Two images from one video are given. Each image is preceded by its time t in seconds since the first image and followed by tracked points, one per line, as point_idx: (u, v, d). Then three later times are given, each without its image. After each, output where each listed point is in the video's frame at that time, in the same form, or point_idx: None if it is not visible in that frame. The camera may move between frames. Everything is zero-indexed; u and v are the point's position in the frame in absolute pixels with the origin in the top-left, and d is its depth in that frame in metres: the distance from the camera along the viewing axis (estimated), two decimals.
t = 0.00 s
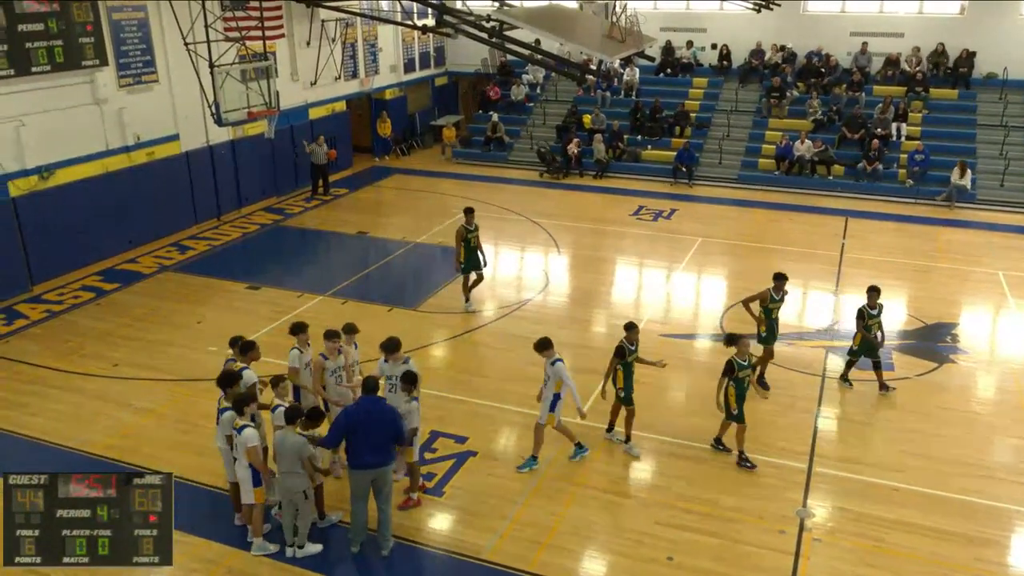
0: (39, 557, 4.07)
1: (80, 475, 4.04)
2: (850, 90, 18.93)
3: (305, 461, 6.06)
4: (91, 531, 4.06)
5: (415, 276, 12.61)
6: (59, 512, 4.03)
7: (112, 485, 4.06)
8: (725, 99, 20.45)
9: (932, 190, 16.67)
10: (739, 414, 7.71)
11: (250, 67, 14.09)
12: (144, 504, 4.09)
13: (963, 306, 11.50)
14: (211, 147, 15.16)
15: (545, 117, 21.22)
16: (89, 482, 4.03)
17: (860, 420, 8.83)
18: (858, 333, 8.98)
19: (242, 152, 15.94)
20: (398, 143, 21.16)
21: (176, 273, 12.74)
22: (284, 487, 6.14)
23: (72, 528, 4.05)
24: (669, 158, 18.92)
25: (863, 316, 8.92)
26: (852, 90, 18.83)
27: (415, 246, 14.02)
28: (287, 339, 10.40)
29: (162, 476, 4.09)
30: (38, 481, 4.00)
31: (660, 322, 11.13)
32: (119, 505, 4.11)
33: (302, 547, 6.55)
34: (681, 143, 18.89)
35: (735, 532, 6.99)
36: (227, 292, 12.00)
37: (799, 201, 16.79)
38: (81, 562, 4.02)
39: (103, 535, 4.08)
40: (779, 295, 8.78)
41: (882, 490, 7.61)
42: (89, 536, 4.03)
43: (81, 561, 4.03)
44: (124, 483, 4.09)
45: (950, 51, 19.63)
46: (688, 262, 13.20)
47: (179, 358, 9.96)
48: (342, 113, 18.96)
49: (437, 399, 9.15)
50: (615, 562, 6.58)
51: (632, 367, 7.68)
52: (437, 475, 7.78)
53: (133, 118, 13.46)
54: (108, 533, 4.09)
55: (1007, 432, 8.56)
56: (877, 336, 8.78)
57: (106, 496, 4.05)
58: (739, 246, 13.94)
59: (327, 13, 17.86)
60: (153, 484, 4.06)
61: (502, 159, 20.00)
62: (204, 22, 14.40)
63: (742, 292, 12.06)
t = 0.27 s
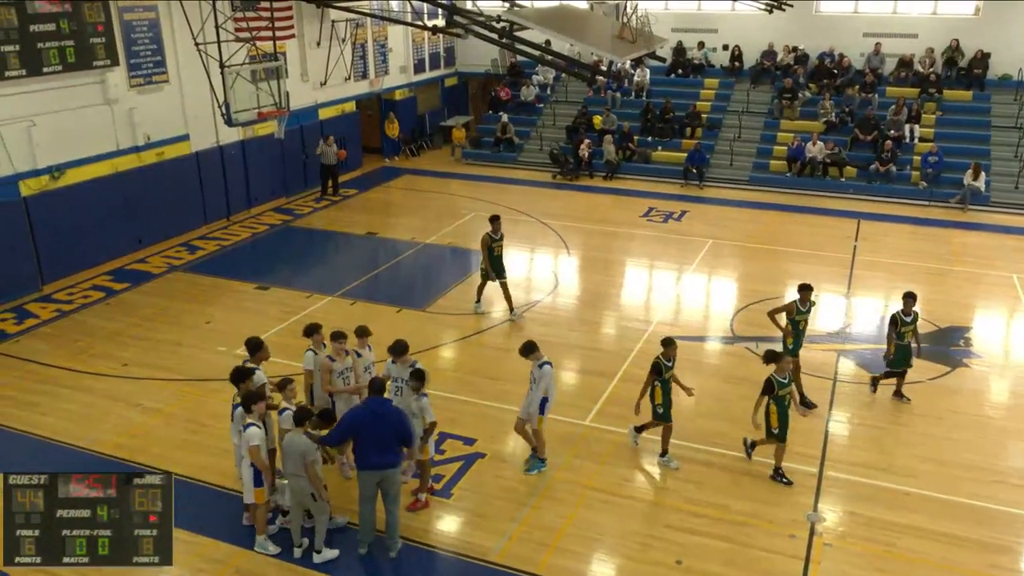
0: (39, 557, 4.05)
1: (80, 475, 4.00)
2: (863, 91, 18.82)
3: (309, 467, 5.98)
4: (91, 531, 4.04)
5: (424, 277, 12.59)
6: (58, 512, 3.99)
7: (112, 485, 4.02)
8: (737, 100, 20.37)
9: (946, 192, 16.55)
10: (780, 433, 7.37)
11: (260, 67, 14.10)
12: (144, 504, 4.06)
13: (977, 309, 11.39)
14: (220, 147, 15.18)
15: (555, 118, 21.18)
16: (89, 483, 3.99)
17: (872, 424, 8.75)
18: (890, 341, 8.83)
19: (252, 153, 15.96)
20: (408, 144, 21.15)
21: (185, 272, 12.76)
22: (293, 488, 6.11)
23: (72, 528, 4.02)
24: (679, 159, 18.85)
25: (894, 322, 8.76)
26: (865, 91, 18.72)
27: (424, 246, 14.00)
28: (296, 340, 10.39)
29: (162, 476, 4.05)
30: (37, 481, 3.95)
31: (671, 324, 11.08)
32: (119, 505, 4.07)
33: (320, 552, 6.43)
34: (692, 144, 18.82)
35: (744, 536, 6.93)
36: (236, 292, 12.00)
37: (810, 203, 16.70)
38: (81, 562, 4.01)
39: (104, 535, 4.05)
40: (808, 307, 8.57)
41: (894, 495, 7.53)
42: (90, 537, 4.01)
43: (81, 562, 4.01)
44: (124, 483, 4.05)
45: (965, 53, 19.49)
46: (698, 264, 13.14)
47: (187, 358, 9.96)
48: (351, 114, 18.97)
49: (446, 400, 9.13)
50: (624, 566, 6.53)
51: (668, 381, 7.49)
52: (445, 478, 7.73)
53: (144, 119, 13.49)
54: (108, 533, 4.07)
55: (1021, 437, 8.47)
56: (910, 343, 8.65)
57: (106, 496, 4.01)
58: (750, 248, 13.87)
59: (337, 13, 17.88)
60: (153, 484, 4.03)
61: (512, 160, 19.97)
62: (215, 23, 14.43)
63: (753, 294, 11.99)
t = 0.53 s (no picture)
0: (40, 557, 4.00)
1: (80, 474, 3.94)
2: (874, 91, 18.70)
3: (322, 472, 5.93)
4: (90, 531, 3.96)
5: (429, 277, 12.54)
6: (58, 511, 3.94)
7: (112, 484, 3.94)
8: (746, 101, 20.26)
9: (956, 194, 16.42)
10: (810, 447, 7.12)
11: (266, 67, 14.07)
12: (144, 504, 3.97)
13: (988, 312, 11.28)
14: (226, 147, 15.15)
15: (562, 118, 21.10)
16: (88, 482, 3.93)
17: (882, 428, 8.65)
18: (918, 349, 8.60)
19: (257, 152, 15.92)
20: (414, 144, 21.11)
21: (190, 272, 12.72)
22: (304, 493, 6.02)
23: (72, 528, 3.95)
24: (687, 160, 18.76)
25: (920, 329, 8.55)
26: (876, 91, 18.60)
27: (430, 247, 13.95)
28: (301, 340, 10.34)
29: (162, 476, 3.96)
30: (37, 480, 3.91)
31: (678, 325, 10.99)
32: (119, 505, 3.99)
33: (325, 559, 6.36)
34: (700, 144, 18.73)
35: (753, 540, 6.84)
36: (240, 292, 11.95)
37: (819, 204, 16.59)
38: (81, 562, 3.94)
39: (103, 536, 3.98)
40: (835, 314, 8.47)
41: (904, 499, 7.44)
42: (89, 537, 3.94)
43: (81, 562, 3.94)
44: (124, 483, 3.97)
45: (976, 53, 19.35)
46: (706, 265, 13.05)
47: (192, 358, 9.92)
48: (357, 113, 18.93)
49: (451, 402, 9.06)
50: (631, 569, 6.45)
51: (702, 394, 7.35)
52: (450, 479, 7.67)
53: (149, 118, 13.47)
54: (108, 533, 3.99)
55: None
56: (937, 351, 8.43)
57: (105, 496, 3.94)
58: (759, 249, 13.78)
59: (343, 13, 17.85)
60: (153, 483, 3.93)
61: (519, 160, 19.90)
62: (221, 22, 14.40)
63: (762, 296, 11.90)
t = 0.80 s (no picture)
0: (40, 557, 4.04)
1: (80, 474, 3.99)
2: (873, 90, 18.67)
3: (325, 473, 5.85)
4: (90, 531, 4.00)
5: (427, 277, 12.49)
6: (59, 512, 3.99)
7: (111, 484, 3.99)
8: (745, 99, 20.22)
9: (956, 193, 16.38)
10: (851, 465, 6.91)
11: (263, 66, 14.02)
12: (144, 504, 4.02)
13: (989, 311, 11.24)
14: (223, 146, 15.09)
15: (561, 117, 21.06)
16: (88, 482, 3.97)
17: (883, 428, 8.61)
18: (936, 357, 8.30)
19: (254, 152, 15.86)
20: (412, 143, 21.05)
21: (187, 272, 12.66)
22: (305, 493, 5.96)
23: (72, 528, 4.00)
24: (686, 159, 18.72)
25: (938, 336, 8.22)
26: (875, 90, 18.57)
27: (428, 247, 13.89)
28: (298, 340, 10.29)
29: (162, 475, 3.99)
30: (38, 481, 3.97)
31: (678, 325, 10.95)
32: (119, 505, 4.03)
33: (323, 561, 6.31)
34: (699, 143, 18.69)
35: (754, 541, 6.80)
36: (237, 292, 11.89)
37: (819, 204, 16.56)
38: (81, 562, 3.98)
39: (103, 536, 4.02)
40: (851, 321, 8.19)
41: (905, 499, 7.40)
42: (89, 537, 3.98)
43: (81, 561, 3.98)
44: (124, 483, 4.01)
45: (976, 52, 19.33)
46: (706, 265, 13.01)
47: (189, 358, 9.86)
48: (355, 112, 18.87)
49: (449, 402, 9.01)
50: (630, 570, 6.41)
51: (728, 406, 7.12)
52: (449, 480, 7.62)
53: (145, 117, 13.41)
54: (108, 533, 4.03)
55: None
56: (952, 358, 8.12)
57: (106, 495, 4.00)
58: (758, 249, 13.74)
59: (341, 11, 17.80)
60: (153, 483, 3.98)
61: (518, 159, 19.85)
62: (217, 21, 14.35)
63: (761, 295, 11.86)
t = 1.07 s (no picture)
0: (40, 557, 4.16)
1: (81, 475, 4.11)
2: (861, 88, 18.74)
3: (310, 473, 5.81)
4: (90, 531, 4.12)
5: (417, 276, 12.46)
6: (59, 512, 4.12)
7: (112, 485, 4.11)
8: (734, 97, 20.26)
9: (944, 190, 16.46)
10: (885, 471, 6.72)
11: (251, 64, 13.96)
12: (143, 504, 4.12)
13: (976, 307, 11.31)
14: (211, 145, 15.01)
15: (550, 115, 21.05)
16: (89, 482, 4.09)
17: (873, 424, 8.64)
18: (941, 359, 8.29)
19: (242, 151, 15.78)
20: (401, 141, 21.00)
21: (176, 272, 12.59)
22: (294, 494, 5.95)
23: (72, 528, 4.12)
24: (676, 157, 18.75)
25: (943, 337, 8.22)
26: (863, 88, 18.65)
27: (418, 246, 13.86)
28: (288, 339, 10.24)
29: (160, 477, 4.10)
30: (39, 481, 4.10)
31: (668, 323, 10.96)
32: (118, 505, 4.14)
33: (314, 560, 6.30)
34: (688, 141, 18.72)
35: (745, 538, 6.82)
36: (227, 292, 11.83)
37: (807, 201, 16.62)
38: (81, 561, 4.11)
39: (103, 535, 4.14)
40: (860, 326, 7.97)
41: (895, 496, 7.43)
42: (89, 536, 4.11)
43: (81, 560, 4.12)
44: (124, 484, 4.13)
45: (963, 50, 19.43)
46: (696, 263, 13.03)
47: (178, 358, 9.81)
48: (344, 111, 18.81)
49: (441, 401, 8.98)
50: (621, 568, 6.42)
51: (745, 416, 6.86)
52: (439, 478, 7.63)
53: (132, 116, 13.32)
54: (108, 533, 4.15)
55: (1021, 437, 8.38)
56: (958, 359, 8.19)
57: (105, 496, 4.11)
58: (748, 247, 13.78)
59: (329, 10, 17.73)
60: (152, 484, 4.09)
61: (508, 158, 19.84)
62: (205, 19, 14.27)
63: (751, 293, 11.89)
